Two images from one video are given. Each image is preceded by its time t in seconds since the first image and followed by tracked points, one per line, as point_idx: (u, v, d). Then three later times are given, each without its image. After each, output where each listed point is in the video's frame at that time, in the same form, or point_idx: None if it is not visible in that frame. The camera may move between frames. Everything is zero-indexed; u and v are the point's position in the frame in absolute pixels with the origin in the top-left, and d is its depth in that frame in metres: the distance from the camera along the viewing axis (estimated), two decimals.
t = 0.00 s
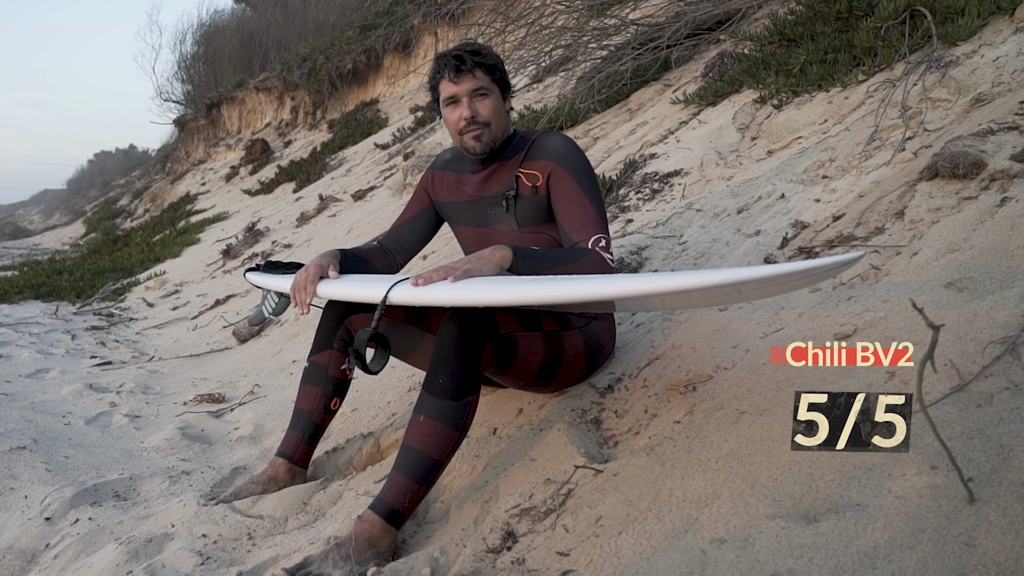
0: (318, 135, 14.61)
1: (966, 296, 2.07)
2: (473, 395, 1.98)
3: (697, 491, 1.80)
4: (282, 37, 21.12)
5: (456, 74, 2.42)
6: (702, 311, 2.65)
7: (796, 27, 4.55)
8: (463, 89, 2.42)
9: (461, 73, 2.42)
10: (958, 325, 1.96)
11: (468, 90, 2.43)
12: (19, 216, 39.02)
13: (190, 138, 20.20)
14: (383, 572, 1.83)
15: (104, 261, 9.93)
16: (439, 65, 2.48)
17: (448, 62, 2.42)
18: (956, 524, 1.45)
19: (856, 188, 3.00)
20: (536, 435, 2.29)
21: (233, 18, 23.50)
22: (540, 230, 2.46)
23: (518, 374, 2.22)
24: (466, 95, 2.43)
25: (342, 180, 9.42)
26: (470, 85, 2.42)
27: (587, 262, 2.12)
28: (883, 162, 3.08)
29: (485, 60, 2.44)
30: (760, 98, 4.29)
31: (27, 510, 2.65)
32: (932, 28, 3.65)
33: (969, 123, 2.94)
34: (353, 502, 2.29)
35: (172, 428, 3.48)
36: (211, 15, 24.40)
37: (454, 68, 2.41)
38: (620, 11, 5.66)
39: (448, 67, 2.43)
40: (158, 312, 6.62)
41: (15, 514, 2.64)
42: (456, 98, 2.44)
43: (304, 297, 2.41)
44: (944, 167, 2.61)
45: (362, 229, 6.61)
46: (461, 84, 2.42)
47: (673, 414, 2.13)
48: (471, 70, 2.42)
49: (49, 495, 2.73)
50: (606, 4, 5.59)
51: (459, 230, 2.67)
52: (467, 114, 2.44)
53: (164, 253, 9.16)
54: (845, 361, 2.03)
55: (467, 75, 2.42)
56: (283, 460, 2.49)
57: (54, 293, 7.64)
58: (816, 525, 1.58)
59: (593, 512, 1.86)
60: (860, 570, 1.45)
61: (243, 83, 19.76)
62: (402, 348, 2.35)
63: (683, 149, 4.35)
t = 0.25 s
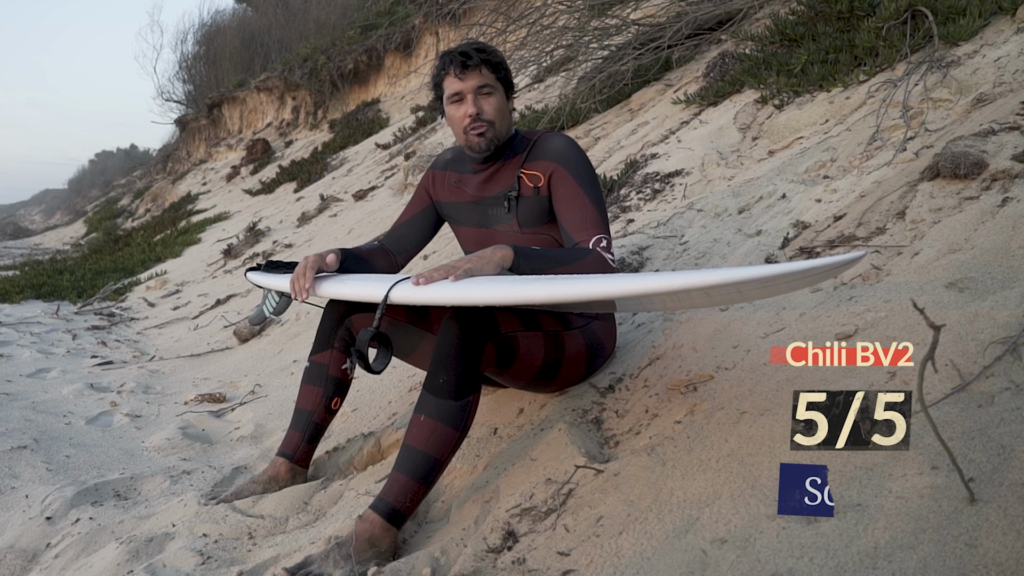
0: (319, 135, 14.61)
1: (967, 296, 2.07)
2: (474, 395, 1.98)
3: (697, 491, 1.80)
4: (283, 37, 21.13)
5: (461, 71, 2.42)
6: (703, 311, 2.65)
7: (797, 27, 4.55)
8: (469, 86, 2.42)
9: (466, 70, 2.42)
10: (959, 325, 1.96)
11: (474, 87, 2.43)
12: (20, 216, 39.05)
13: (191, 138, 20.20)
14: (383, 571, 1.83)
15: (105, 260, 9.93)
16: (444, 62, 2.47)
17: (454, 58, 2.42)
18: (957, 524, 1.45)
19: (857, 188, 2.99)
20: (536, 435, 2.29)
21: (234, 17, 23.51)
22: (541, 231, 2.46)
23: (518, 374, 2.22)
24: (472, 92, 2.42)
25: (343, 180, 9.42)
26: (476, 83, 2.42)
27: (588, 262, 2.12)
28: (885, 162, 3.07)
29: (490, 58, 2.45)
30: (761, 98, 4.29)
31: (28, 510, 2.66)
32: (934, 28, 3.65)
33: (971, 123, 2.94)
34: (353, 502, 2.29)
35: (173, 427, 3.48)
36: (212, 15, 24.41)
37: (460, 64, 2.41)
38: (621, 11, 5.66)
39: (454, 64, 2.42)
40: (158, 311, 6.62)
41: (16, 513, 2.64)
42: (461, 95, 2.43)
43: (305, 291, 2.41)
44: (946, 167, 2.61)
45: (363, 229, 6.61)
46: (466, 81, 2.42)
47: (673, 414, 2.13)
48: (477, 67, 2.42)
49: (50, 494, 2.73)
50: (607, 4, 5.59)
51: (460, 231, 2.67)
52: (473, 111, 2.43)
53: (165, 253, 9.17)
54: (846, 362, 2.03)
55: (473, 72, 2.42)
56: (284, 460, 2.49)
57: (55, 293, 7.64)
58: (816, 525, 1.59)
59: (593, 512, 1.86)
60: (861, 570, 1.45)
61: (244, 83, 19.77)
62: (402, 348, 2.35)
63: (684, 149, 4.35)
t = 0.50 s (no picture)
0: (319, 135, 14.62)
1: (967, 297, 2.07)
2: (474, 395, 1.98)
3: (697, 492, 1.80)
4: (284, 38, 21.13)
5: (461, 72, 2.42)
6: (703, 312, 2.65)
7: (797, 27, 4.55)
8: (468, 87, 2.43)
9: (466, 70, 2.42)
10: (959, 326, 1.96)
11: (473, 87, 2.43)
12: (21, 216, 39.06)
13: (191, 138, 20.21)
14: (384, 571, 1.83)
15: (105, 261, 9.94)
16: (444, 63, 2.48)
17: (454, 59, 2.42)
18: (957, 524, 1.45)
19: (857, 188, 2.99)
20: (536, 435, 2.29)
21: (235, 17, 23.52)
22: (542, 231, 2.46)
23: (519, 374, 2.22)
24: (471, 92, 2.42)
25: (343, 180, 9.42)
26: (475, 83, 2.43)
27: (589, 263, 2.12)
28: (885, 162, 3.07)
29: (491, 58, 2.45)
30: (762, 99, 4.28)
31: (28, 510, 2.66)
32: (934, 28, 3.65)
33: (971, 124, 2.94)
34: (353, 502, 2.29)
35: (173, 427, 3.48)
36: (212, 15, 24.41)
37: (459, 64, 2.42)
38: (621, 11, 5.66)
39: (453, 64, 2.43)
40: (159, 312, 6.63)
41: (16, 513, 2.65)
42: (461, 96, 2.44)
43: (305, 296, 2.41)
44: (946, 168, 2.61)
45: (363, 229, 6.61)
46: (466, 81, 2.42)
47: (673, 414, 2.13)
48: (477, 68, 2.42)
49: (50, 494, 2.73)
50: (607, 4, 5.59)
51: (460, 231, 2.67)
52: (471, 112, 2.43)
53: (165, 253, 9.17)
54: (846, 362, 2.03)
55: (472, 73, 2.43)
56: (284, 460, 2.49)
57: (55, 293, 7.64)
58: (815, 526, 1.59)
59: (593, 512, 1.85)
60: (860, 570, 1.45)
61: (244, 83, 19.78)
62: (402, 348, 2.35)
63: (684, 149, 4.35)
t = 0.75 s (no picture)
0: (318, 136, 14.62)
1: (965, 297, 2.07)
2: (472, 395, 1.98)
3: (696, 492, 1.80)
4: (283, 38, 21.14)
5: (461, 72, 2.42)
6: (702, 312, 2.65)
7: (796, 28, 4.55)
8: (468, 88, 2.43)
9: (466, 71, 2.42)
10: (957, 326, 1.96)
11: (473, 88, 2.43)
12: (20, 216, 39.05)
13: (191, 139, 20.20)
14: (382, 571, 1.83)
15: (104, 261, 9.93)
16: (444, 63, 2.48)
17: (454, 59, 2.42)
18: (955, 525, 1.45)
19: (856, 189, 3.00)
20: (535, 436, 2.29)
21: (234, 18, 23.52)
22: (540, 231, 2.46)
23: (517, 374, 2.22)
24: (470, 93, 2.42)
25: (343, 181, 9.42)
26: (475, 84, 2.43)
27: (586, 263, 2.12)
28: (883, 163, 3.08)
29: (491, 59, 2.45)
30: (760, 99, 4.29)
31: (26, 511, 2.65)
32: (933, 29, 3.65)
33: (969, 125, 2.95)
34: (352, 503, 2.29)
35: (171, 428, 3.48)
36: (212, 15, 24.41)
37: (460, 65, 2.41)
38: (620, 12, 5.66)
39: (453, 65, 2.43)
40: (158, 312, 6.62)
41: (14, 514, 2.64)
42: (460, 96, 2.44)
43: (304, 296, 2.41)
44: (944, 168, 2.61)
45: (362, 229, 6.61)
46: (465, 82, 2.42)
47: (672, 414, 2.13)
48: (476, 69, 2.42)
49: (48, 495, 2.73)
50: (606, 5, 5.59)
51: (459, 231, 2.67)
52: (470, 112, 2.43)
53: (164, 253, 9.17)
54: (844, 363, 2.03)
55: (472, 73, 2.43)
56: (283, 460, 2.49)
57: (54, 294, 7.64)
58: (814, 526, 1.59)
59: (591, 512, 1.86)
60: (858, 570, 1.46)
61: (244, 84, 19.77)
62: (401, 349, 2.35)
63: (683, 150, 4.35)
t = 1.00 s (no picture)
0: (318, 136, 14.61)
1: (963, 297, 2.07)
2: (472, 395, 1.98)
3: (695, 491, 1.80)
4: (282, 38, 21.13)
5: (459, 73, 2.42)
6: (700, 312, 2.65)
7: (795, 28, 4.55)
8: (466, 88, 2.42)
9: (464, 71, 2.42)
10: (955, 326, 1.96)
11: (471, 88, 2.42)
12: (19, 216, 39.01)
13: (190, 139, 20.19)
14: (381, 572, 1.83)
15: (103, 262, 9.92)
16: (442, 63, 2.47)
17: (452, 60, 2.42)
18: (953, 524, 1.46)
19: (854, 189, 3.00)
20: (535, 435, 2.28)
21: (233, 18, 23.51)
22: (540, 231, 2.46)
23: (516, 374, 2.22)
24: (469, 93, 2.42)
25: (342, 181, 9.41)
26: (473, 84, 2.42)
27: (585, 262, 2.12)
28: (882, 163, 3.08)
29: (489, 59, 2.44)
30: (759, 99, 4.29)
31: (25, 511, 2.65)
32: (931, 29, 3.65)
33: (967, 125, 2.95)
34: (351, 503, 2.28)
35: (170, 428, 3.48)
36: (211, 15, 24.40)
37: (458, 65, 2.41)
38: (619, 12, 5.66)
39: (452, 65, 2.43)
40: (157, 313, 6.61)
41: (13, 515, 2.64)
42: (459, 97, 2.43)
43: (303, 296, 2.40)
44: (943, 169, 2.61)
45: (361, 230, 6.60)
46: (464, 82, 2.42)
47: (671, 414, 2.13)
48: (475, 69, 2.42)
49: (47, 496, 2.72)
50: (605, 5, 5.58)
51: (458, 231, 2.67)
52: (469, 113, 2.43)
53: (163, 254, 9.16)
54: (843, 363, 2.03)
55: (470, 73, 2.42)
56: (282, 461, 2.48)
57: (53, 294, 7.63)
58: (812, 526, 1.59)
59: (590, 512, 1.86)
60: (857, 570, 1.46)
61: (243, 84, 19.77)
62: (401, 349, 2.35)
63: (681, 150, 4.35)
